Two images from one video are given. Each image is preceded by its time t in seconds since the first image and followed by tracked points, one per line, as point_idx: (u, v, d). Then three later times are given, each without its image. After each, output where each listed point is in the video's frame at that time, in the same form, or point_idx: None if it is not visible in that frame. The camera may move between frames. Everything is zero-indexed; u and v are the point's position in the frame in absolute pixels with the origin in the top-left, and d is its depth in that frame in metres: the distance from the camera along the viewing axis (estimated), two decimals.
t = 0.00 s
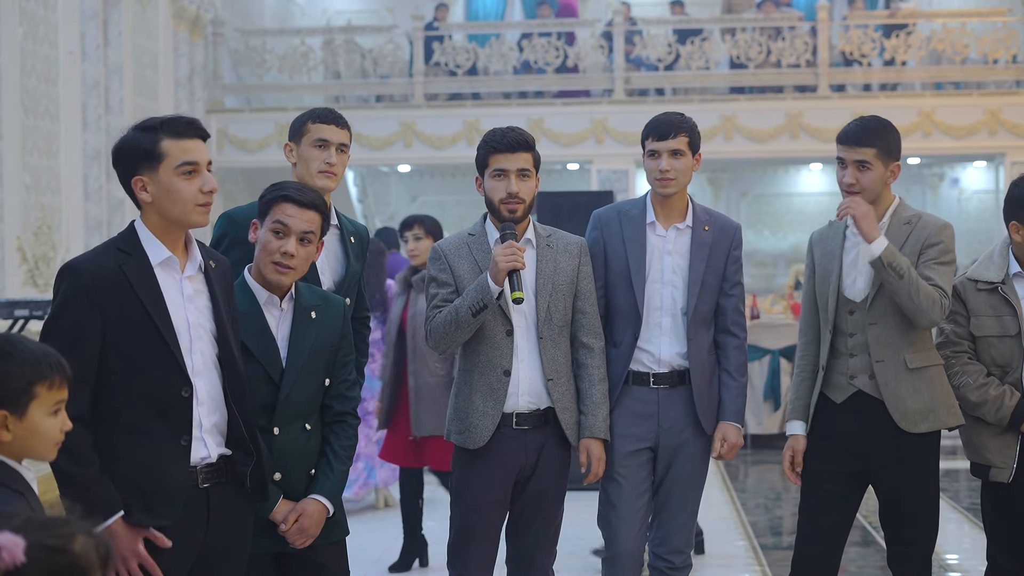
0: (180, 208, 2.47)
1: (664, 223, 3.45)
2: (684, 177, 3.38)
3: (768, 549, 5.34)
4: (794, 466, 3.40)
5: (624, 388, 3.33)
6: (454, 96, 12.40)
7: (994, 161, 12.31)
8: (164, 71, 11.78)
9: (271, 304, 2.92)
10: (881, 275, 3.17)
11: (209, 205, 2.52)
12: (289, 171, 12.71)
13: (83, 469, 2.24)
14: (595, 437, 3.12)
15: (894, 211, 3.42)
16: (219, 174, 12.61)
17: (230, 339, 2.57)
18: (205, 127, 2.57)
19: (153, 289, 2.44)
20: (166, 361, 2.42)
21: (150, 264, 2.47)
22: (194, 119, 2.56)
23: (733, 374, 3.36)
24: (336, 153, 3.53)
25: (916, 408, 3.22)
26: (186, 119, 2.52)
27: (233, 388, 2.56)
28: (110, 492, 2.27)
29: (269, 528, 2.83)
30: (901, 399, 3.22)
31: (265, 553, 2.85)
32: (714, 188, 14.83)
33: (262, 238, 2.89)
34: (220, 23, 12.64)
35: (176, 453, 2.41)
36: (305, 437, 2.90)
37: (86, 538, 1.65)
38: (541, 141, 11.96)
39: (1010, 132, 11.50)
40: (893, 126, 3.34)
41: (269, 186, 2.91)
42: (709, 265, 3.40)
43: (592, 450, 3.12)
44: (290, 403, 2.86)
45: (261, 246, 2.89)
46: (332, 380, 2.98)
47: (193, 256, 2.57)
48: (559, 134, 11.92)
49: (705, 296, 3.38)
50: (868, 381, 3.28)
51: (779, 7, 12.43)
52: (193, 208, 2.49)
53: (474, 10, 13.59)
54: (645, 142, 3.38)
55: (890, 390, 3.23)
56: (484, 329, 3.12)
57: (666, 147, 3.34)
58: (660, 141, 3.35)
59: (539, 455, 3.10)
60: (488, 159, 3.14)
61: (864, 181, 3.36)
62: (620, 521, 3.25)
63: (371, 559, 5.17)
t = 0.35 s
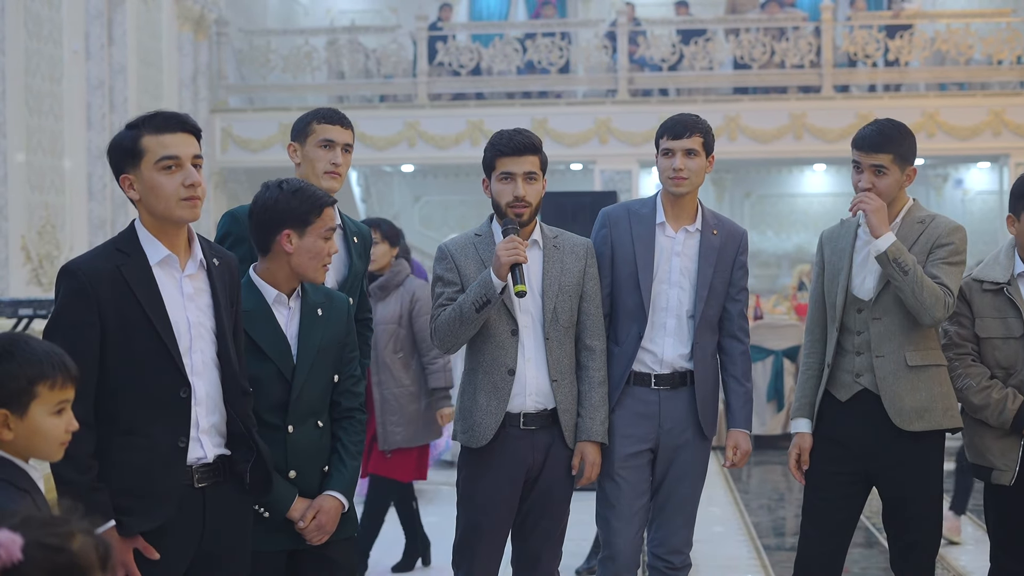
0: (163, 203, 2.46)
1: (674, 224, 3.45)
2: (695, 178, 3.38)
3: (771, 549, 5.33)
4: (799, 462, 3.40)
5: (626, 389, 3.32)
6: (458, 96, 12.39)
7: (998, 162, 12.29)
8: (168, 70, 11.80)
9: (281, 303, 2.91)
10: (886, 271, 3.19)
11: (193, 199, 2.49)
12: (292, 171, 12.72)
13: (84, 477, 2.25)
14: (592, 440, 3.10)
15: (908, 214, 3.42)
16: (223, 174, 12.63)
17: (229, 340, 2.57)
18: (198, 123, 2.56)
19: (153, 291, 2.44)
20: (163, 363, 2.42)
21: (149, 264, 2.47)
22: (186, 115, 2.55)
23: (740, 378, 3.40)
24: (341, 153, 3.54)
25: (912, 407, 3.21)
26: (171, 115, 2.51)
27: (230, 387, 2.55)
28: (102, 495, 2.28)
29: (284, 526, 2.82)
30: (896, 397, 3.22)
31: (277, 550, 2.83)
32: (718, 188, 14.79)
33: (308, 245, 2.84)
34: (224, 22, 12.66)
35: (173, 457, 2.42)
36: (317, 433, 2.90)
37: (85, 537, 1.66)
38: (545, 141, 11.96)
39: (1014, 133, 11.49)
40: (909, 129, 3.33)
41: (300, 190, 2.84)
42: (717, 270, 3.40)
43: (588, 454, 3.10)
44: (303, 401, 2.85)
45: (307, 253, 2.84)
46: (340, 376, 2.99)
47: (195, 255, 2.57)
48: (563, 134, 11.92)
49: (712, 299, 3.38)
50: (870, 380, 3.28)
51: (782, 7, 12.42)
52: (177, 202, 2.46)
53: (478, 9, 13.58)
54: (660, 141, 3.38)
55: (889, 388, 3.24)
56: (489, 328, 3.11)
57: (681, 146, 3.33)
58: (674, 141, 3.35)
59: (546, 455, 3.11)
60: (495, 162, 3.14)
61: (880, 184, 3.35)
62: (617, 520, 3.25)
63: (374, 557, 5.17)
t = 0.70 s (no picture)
0: (152, 198, 2.46)
1: (672, 225, 3.44)
2: (694, 181, 3.38)
3: (775, 550, 5.33)
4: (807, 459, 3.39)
5: (631, 390, 3.32)
6: (462, 96, 12.40)
7: (1003, 162, 12.27)
8: (173, 70, 11.81)
9: (287, 302, 2.90)
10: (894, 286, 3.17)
11: (182, 193, 2.46)
12: (296, 171, 12.72)
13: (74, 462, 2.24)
14: (601, 442, 3.13)
15: (914, 216, 3.40)
16: (227, 175, 12.64)
17: (233, 338, 2.57)
18: (204, 124, 2.56)
19: (152, 287, 2.44)
20: (159, 360, 2.41)
21: (150, 261, 2.47)
22: (191, 115, 2.55)
23: (733, 381, 3.36)
24: (348, 154, 3.55)
25: (915, 412, 3.22)
26: (169, 111, 2.51)
27: (233, 389, 2.54)
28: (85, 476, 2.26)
29: (298, 524, 2.79)
30: (898, 401, 3.23)
31: (288, 550, 2.79)
32: (722, 189, 14.82)
33: (315, 239, 2.86)
34: (228, 23, 12.67)
35: (166, 451, 2.40)
36: (327, 432, 2.89)
37: (87, 537, 1.63)
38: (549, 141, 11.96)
39: (1019, 134, 11.47)
40: (910, 123, 3.34)
41: (299, 187, 2.86)
42: (717, 271, 3.41)
43: (598, 456, 3.14)
44: (313, 400, 2.85)
45: (316, 247, 2.87)
46: (345, 374, 2.99)
47: (200, 253, 2.58)
48: (567, 135, 11.91)
49: (711, 301, 3.37)
50: (874, 381, 3.29)
51: (786, 7, 12.40)
52: (165, 197, 2.45)
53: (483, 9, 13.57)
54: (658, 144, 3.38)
55: (892, 393, 3.24)
56: (495, 329, 3.12)
57: (681, 148, 3.33)
58: (675, 143, 3.34)
59: (551, 457, 3.10)
60: (499, 163, 3.14)
61: (893, 180, 3.34)
62: (621, 522, 3.26)
63: (378, 554, 5.15)
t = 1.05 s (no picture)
0: (154, 198, 2.46)
1: (670, 226, 3.44)
2: (695, 181, 3.37)
3: (778, 550, 5.32)
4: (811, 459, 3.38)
5: (631, 392, 3.31)
6: (465, 96, 12.40)
7: (1005, 162, 12.27)
8: (175, 69, 11.81)
9: (282, 301, 2.89)
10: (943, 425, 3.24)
11: (183, 194, 2.46)
12: (299, 170, 12.71)
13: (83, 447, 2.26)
14: (597, 443, 3.13)
15: (914, 214, 3.40)
16: (230, 174, 12.64)
17: (238, 333, 2.58)
18: (208, 123, 2.55)
19: (158, 284, 2.44)
20: (165, 355, 2.41)
21: (156, 258, 2.47)
22: (195, 115, 2.54)
23: (735, 379, 3.37)
24: (353, 157, 3.55)
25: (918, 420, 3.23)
26: (172, 111, 2.50)
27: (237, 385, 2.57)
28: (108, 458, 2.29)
29: (296, 525, 2.81)
30: (903, 409, 3.24)
31: (287, 550, 2.80)
32: (725, 188, 14.81)
33: (307, 238, 2.84)
34: (231, 22, 12.65)
35: (177, 441, 2.42)
36: (326, 431, 2.90)
37: (87, 540, 1.64)
38: (551, 141, 11.95)
39: (1021, 134, 11.47)
40: (910, 124, 3.40)
41: (291, 185, 2.82)
42: (716, 271, 3.40)
43: (593, 456, 3.13)
44: (310, 399, 2.85)
45: (309, 246, 2.84)
46: (345, 372, 2.98)
47: (206, 252, 2.57)
48: (570, 135, 11.92)
49: (713, 301, 3.37)
50: (876, 383, 3.29)
51: (789, 8, 12.39)
52: (166, 197, 2.45)
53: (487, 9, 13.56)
54: (658, 145, 3.37)
55: (899, 399, 3.24)
56: (489, 328, 3.12)
57: (682, 148, 3.33)
58: (675, 143, 3.34)
59: (546, 456, 3.10)
60: (495, 163, 3.14)
61: (880, 174, 3.38)
62: (625, 523, 3.25)
63: (380, 553, 5.15)
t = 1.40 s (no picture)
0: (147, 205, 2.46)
1: (675, 227, 3.43)
2: (705, 182, 3.38)
3: (781, 551, 5.32)
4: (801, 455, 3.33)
5: (632, 391, 3.31)
6: (468, 96, 12.40)
7: (1009, 163, 12.26)
8: (178, 69, 11.81)
9: (278, 302, 2.89)
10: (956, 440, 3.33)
11: (174, 201, 2.45)
12: (302, 171, 12.72)
13: (106, 455, 2.27)
14: (577, 444, 3.12)
15: (896, 212, 3.39)
16: (233, 175, 12.65)
17: (247, 332, 2.56)
18: (207, 128, 2.54)
19: (166, 284, 2.44)
20: (178, 356, 2.41)
21: (163, 260, 2.47)
22: (194, 121, 2.53)
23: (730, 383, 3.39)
24: (358, 159, 3.54)
25: (905, 419, 3.23)
26: (168, 118, 2.49)
27: (247, 386, 2.54)
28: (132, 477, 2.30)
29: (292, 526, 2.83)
30: (889, 409, 3.23)
31: (284, 551, 2.82)
32: (727, 189, 14.75)
33: (298, 237, 2.86)
34: (234, 22, 12.64)
35: (194, 443, 2.43)
36: (323, 432, 2.89)
37: (88, 539, 1.65)
38: (554, 142, 11.97)
39: None
40: (889, 122, 3.37)
41: (277, 185, 2.86)
42: (717, 274, 3.40)
43: (574, 457, 3.11)
44: (305, 401, 2.84)
45: (301, 245, 2.86)
46: (343, 373, 2.97)
47: (211, 252, 2.57)
48: (573, 135, 11.92)
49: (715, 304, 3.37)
50: (860, 381, 3.27)
51: (792, 7, 12.39)
52: (158, 204, 2.45)
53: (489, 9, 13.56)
54: (665, 146, 3.36)
55: (881, 397, 3.23)
56: (472, 329, 3.11)
57: (688, 150, 3.32)
58: (682, 144, 3.33)
59: (526, 458, 3.09)
60: (475, 160, 3.14)
61: (861, 175, 3.35)
62: (625, 523, 3.26)
63: (382, 552, 5.16)
